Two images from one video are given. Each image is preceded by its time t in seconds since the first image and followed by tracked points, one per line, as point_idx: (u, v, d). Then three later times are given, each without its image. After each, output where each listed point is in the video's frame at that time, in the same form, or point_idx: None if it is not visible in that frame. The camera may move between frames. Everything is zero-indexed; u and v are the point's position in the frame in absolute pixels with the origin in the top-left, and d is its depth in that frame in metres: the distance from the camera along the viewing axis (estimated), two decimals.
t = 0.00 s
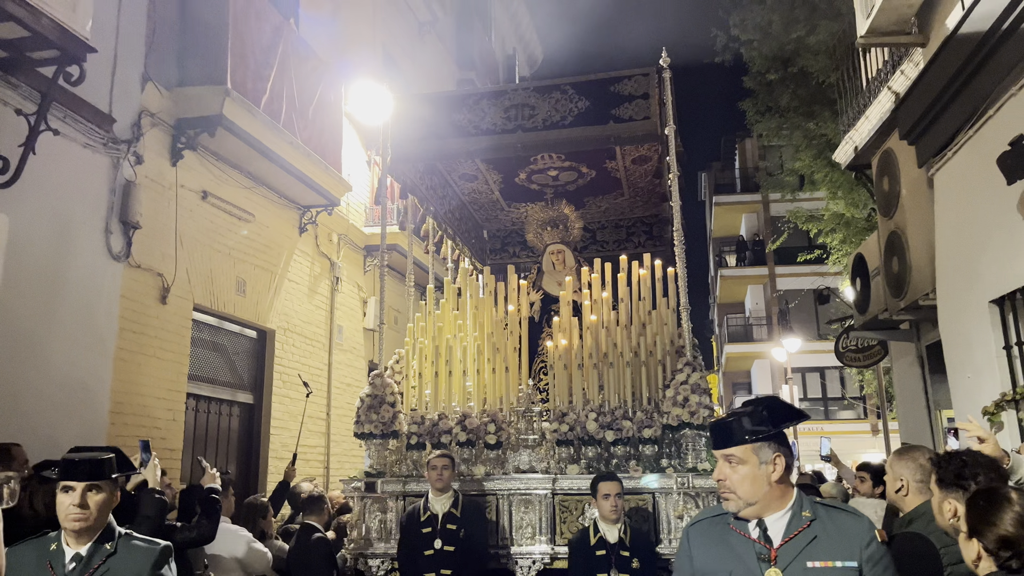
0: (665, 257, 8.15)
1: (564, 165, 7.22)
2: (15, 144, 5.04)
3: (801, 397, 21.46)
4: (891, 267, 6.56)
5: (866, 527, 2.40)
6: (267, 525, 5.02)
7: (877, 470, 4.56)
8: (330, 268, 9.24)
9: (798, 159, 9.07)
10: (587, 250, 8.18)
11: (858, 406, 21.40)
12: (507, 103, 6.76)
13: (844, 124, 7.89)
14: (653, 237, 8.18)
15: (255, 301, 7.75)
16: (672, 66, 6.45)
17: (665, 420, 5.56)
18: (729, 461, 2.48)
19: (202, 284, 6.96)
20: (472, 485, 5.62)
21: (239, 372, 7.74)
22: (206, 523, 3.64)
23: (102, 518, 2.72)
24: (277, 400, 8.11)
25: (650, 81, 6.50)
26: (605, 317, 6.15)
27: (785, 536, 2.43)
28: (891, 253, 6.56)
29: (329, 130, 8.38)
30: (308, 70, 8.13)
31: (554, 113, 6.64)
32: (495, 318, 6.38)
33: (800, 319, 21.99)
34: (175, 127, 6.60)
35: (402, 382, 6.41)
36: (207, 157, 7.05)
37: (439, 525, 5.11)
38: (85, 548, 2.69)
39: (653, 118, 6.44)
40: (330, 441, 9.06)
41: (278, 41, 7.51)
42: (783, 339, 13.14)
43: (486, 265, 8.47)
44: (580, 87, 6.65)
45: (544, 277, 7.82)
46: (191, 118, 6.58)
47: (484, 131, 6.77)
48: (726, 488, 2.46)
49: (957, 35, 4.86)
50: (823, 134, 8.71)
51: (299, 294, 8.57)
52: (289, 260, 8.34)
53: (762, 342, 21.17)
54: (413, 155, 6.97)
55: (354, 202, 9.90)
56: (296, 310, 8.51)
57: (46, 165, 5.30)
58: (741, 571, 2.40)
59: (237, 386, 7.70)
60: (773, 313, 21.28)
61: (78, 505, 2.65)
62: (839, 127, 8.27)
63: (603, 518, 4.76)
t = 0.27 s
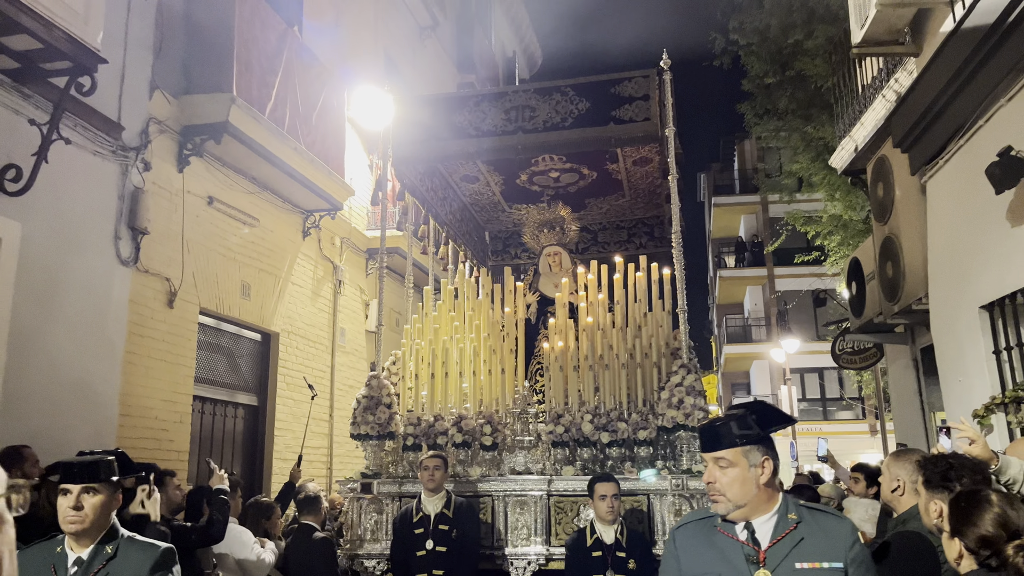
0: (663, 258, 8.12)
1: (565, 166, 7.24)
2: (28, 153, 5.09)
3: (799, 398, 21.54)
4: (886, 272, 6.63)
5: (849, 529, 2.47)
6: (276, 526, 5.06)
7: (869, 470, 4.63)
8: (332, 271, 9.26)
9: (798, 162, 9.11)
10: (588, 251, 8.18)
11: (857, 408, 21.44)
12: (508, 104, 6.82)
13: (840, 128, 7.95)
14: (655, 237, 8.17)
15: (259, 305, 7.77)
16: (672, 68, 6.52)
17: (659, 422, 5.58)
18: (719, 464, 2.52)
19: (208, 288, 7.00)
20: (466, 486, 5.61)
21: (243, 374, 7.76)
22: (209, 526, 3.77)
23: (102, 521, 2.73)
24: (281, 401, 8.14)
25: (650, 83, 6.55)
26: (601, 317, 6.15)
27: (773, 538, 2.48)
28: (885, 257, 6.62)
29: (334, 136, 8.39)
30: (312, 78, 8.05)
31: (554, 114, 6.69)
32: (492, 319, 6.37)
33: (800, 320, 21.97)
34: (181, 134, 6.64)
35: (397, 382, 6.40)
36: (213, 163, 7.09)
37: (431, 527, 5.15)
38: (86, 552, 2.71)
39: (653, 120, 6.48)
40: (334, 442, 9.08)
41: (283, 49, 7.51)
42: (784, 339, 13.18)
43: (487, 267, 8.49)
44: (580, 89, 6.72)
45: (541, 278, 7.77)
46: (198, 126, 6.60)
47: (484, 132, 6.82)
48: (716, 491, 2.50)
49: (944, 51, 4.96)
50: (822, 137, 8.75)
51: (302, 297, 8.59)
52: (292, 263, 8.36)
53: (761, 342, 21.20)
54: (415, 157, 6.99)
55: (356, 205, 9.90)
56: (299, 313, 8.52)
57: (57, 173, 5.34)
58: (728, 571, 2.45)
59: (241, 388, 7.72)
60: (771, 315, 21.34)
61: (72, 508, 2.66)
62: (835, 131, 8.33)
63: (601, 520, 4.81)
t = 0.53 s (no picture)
0: (658, 260, 7.95)
1: (567, 166, 7.27)
2: (44, 162, 5.13)
3: (797, 399, 21.63)
4: (880, 276, 6.70)
5: (816, 526, 2.56)
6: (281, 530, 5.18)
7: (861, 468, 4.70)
8: (336, 274, 9.28)
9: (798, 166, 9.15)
10: (589, 252, 8.06)
11: (855, 409, 21.50)
12: (510, 106, 6.88)
13: (837, 132, 7.99)
14: (655, 239, 8.01)
15: (265, 308, 7.80)
16: (673, 70, 6.51)
17: (652, 421, 5.62)
18: (700, 462, 2.59)
19: (216, 291, 7.04)
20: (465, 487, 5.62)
21: (249, 374, 7.77)
22: (220, 527, 3.80)
23: (122, 525, 2.73)
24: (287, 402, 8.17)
25: (651, 85, 6.57)
26: (593, 318, 6.19)
27: (746, 536, 2.53)
28: (879, 261, 6.69)
29: (337, 140, 8.41)
30: (316, 84, 8.06)
31: (556, 117, 6.74)
32: (487, 319, 6.41)
33: (798, 321, 22.02)
34: (191, 141, 6.70)
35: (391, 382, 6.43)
36: (221, 169, 7.13)
37: (431, 527, 5.16)
38: (106, 554, 2.71)
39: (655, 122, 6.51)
40: (338, 442, 9.12)
41: (289, 57, 7.52)
42: (785, 341, 13.22)
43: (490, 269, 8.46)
44: (582, 91, 6.76)
45: (537, 279, 7.74)
46: (206, 132, 6.66)
47: (487, 133, 6.92)
48: (698, 488, 2.55)
49: (935, 63, 5.00)
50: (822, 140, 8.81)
51: (308, 299, 8.61)
52: (297, 266, 8.37)
53: (760, 342, 21.27)
54: (419, 159, 7.10)
55: (360, 208, 9.90)
56: (305, 314, 8.54)
57: (71, 181, 5.39)
58: (706, 568, 2.50)
59: (247, 389, 7.72)
60: (769, 316, 21.42)
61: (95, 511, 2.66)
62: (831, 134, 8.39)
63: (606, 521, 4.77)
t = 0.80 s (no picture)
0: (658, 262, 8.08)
1: (564, 170, 7.27)
2: (59, 173, 5.20)
3: (796, 399, 21.71)
4: (873, 282, 6.76)
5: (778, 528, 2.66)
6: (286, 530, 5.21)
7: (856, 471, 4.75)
8: (340, 279, 9.33)
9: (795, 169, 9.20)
10: (586, 254, 8.13)
11: (854, 409, 21.57)
12: (507, 111, 6.91)
13: (833, 137, 8.05)
14: (652, 241, 8.10)
15: (270, 312, 7.85)
16: (669, 76, 6.56)
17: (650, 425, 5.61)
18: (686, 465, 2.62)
19: (223, 297, 7.11)
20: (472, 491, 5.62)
21: (254, 378, 7.82)
22: (230, 529, 3.86)
23: (142, 522, 2.78)
24: (292, 405, 8.23)
25: (648, 90, 6.59)
26: (592, 322, 6.21)
27: (718, 538, 2.59)
28: (873, 268, 6.77)
29: (342, 145, 8.46)
30: (319, 92, 8.09)
31: (553, 122, 6.76)
32: (485, 322, 6.44)
33: (796, 323, 22.09)
34: (197, 149, 6.74)
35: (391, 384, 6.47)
36: (228, 178, 7.20)
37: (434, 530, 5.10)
38: (125, 552, 2.75)
39: (652, 127, 6.52)
40: (342, 444, 9.18)
41: (293, 65, 7.57)
42: (784, 341, 13.29)
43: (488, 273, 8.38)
44: (579, 96, 6.79)
45: (535, 282, 7.80)
46: (212, 141, 6.71)
47: (484, 138, 6.91)
48: (683, 490, 2.59)
49: (926, 74, 5.01)
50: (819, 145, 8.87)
51: (312, 303, 8.66)
52: (301, 271, 8.42)
53: (758, 343, 21.42)
54: (416, 162, 7.18)
55: (362, 213, 9.93)
56: (309, 318, 8.59)
57: (85, 192, 5.47)
58: (683, 569, 2.53)
59: (252, 392, 7.78)
60: (768, 317, 21.48)
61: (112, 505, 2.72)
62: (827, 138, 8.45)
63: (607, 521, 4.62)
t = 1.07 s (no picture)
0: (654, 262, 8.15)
1: (559, 171, 7.31)
2: (69, 179, 5.31)
3: (794, 400, 21.76)
4: (866, 284, 6.81)
5: (758, 527, 2.55)
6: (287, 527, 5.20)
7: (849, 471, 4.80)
8: (341, 281, 9.37)
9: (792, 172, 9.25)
10: (581, 254, 8.15)
11: (852, 409, 21.62)
12: (501, 112, 6.95)
13: (829, 140, 8.10)
14: (647, 241, 8.16)
15: (273, 314, 7.89)
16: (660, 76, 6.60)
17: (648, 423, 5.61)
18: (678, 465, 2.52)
19: (227, 299, 7.15)
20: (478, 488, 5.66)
21: (256, 379, 7.85)
22: (240, 525, 3.92)
23: (143, 520, 2.72)
24: (293, 406, 8.27)
25: (640, 92, 6.67)
26: (592, 321, 6.25)
27: (699, 536, 2.48)
28: (865, 272, 6.83)
29: (343, 148, 8.53)
30: (322, 97, 8.19)
31: (546, 123, 6.81)
32: (485, 323, 6.43)
33: (794, 323, 22.15)
34: (202, 153, 6.77)
35: (396, 383, 6.50)
36: (232, 182, 7.24)
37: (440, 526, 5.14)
38: (128, 549, 2.70)
39: (643, 128, 6.60)
40: (342, 445, 9.22)
41: (296, 72, 7.62)
42: (782, 342, 13.34)
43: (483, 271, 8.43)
44: (571, 97, 6.87)
45: (535, 282, 7.67)
46: (216, 146, 6.75)
47: (478, 139, 6.93)
48: (674, 489, 2.47)
49: (917, 81, 5.07)
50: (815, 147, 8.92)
51: (313, 306, 8.70)
52: (303, 273, 8.45)
53: (756, 344, 21.51)
54: (410, 164, 7.11)
55: (363, 216, 9.97)
56: (310, 320, 8.63)
57: (94, 199, 5.57)
58: (665, 571, 2.41)
59: (255, 393, 7.81)
60: (766, 318, 21.54)
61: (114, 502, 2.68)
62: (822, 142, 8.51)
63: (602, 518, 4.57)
